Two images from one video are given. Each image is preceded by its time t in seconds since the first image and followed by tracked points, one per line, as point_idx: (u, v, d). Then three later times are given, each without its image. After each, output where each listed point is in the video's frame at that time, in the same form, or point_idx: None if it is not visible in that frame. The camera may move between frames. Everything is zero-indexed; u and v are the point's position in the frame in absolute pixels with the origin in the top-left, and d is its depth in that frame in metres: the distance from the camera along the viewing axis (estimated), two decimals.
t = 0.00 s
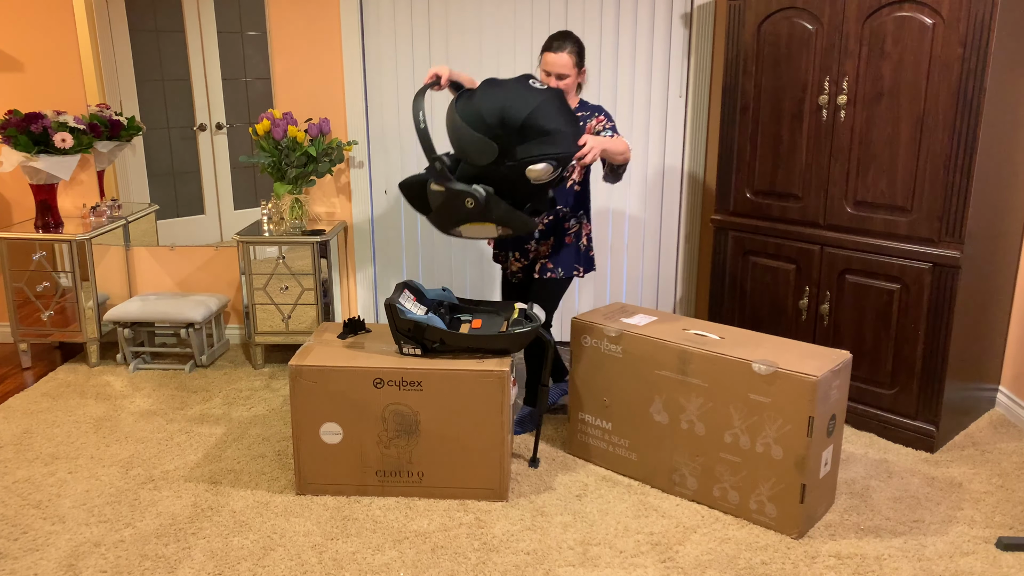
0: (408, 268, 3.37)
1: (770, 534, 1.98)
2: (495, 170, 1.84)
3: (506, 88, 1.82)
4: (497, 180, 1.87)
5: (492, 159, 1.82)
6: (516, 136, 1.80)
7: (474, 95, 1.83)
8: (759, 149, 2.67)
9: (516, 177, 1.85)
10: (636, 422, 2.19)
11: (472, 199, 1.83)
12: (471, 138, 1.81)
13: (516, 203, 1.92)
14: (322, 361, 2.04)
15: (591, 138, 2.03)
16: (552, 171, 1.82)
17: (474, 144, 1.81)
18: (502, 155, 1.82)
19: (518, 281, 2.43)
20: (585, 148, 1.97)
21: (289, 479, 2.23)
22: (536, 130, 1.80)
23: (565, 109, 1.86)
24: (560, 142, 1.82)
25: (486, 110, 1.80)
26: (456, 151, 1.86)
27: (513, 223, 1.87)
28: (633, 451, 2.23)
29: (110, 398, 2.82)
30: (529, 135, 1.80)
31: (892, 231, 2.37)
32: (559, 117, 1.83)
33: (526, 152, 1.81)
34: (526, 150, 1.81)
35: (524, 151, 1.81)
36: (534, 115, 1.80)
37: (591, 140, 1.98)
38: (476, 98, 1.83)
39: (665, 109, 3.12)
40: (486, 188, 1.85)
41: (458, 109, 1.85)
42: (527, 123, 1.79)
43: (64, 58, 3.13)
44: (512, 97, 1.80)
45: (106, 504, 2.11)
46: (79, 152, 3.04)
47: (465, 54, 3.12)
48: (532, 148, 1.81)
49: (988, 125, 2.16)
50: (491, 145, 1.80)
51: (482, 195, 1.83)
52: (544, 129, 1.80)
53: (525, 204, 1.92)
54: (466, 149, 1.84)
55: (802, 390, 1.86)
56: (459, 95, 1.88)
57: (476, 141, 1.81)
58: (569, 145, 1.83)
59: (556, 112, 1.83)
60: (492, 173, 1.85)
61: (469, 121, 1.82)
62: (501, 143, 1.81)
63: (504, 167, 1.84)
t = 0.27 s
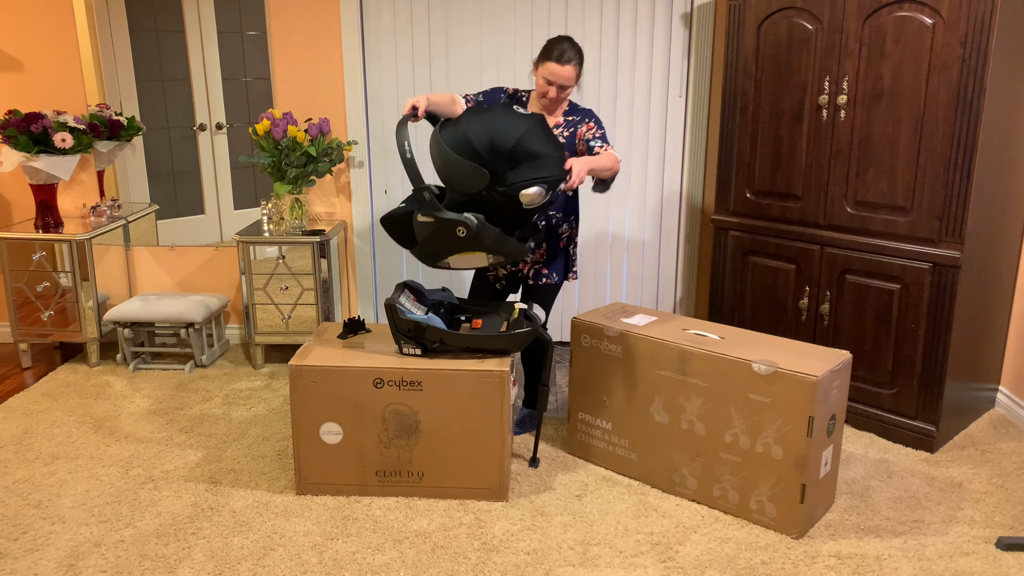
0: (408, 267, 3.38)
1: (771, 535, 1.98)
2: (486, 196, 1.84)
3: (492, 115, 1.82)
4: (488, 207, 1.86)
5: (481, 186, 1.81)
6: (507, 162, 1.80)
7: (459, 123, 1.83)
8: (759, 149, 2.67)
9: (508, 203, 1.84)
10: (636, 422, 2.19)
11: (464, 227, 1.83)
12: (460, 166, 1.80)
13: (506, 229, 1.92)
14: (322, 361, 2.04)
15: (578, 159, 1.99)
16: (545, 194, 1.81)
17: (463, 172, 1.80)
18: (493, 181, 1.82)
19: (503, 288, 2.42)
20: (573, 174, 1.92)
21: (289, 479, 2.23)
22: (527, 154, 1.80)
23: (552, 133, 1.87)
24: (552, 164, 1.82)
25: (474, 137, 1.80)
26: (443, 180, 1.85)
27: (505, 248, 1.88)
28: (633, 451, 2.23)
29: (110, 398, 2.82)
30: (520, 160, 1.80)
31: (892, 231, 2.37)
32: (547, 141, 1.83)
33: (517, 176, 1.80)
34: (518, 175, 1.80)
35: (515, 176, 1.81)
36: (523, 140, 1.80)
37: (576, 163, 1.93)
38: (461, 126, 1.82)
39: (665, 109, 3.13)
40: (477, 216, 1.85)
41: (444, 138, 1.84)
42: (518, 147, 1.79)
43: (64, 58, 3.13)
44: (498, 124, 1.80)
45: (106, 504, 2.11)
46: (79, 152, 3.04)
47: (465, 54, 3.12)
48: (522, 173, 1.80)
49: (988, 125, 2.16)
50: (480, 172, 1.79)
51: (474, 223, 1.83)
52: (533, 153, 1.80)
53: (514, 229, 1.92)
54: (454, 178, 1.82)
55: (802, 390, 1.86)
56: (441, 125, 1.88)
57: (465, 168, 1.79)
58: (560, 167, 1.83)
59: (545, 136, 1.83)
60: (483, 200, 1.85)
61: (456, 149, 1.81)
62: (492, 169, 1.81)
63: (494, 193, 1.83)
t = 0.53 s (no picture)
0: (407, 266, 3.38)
1: (771, 535, 1.98)
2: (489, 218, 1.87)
3: (497, 139, 1.85)
4: (490, 228, 1.91)
5: (486, 209, 1.85)
6: (512, 186, 1.84)
7: (463, 146, 1.85)
8: (759, 149, 2.67)
9: (511, 226, 1.89)
10: (636, 422, 2.19)
11: (467, 249, 1.90)
12: (466, 189, 1.83)
13: (505, 250, 1.98)
14: (322, 361, 2.04)
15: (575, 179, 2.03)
16: (549, 217, 1.87)
17: (469, 194, 1.83)
18: (498, 204, 1.86)
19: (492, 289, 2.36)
20: (573, 197, 1.98)
21: (289, 479, 2.23)
22: (532, 178, 1.84)
23: (552, 157, 1.92)
24: (555, 189, 1.87)
25: (480, 160, 1.83)
26: (446, 201, 1.87)
27: (505, 270, 1.96)
28: (633, 451, 2.23)
29: (110, 398, 2.82)
30: (524, 184, 1.84)
31: (892, 231, 2.37)
32: (550, 165, 1.88)
33: (522, 200, 1.85)
34: (523, 199, 1.85)
35: (520, 200, 1.85)
36: (528, 164, 1.84)
37: (575, 185, 1.99)
38: (466, 149, 1.85)
39: (665, 109, 3.13)
40: (479, 237, 1.92)
41: (447, 159, 1.86)
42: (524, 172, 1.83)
43: (64, 58, 3.13)
44: (503, 148, 1.84)
45: (106, 504, 2.11)
46: (79, 152, 3.04)
47: (465, 54, 3.12)
48: (526, 197, 1.85)
49: (988, 125, 2.16)
50: (486, 195, 1.82)
51: (477, 245, 1.91)
52: (537, 177, 1.85)
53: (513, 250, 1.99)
54: (458, 200, 1.85)
55: (802, 390, 1.86)
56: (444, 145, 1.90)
57: (470, 192, 1.83)
58: (561, 191, 1.89)
59: (547, 159, 1.88)
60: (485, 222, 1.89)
61: (461, 171, 1.83)
62: (497, 192, 1.84)
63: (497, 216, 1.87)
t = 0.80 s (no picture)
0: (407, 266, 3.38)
1: (770, 534, 1.98)
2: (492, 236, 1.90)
3: (499, 158, 1.89)
4: (492, 246, 1.94)
5: (489, 227, 1.87)
6: (514, 204, 1.88)
7: (466, 164, 1.89)
8: (759, 149, 2.67)
9: (514, 243, 1.92)
10: (636, 422, 2.19)
11: (470, 267, 1.94)
12: (469, 208, 1.85)
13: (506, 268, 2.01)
14: (322, 361, 2.04)
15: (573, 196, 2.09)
16: (549, 234, 1.91)
17: (473, 212, 1.85)
18: (500, 222, 1.89)
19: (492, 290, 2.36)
20: (572, 213, 2.04)
21: (289, 479, 2.23)
22: (534, 197, 1.89)
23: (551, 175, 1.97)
24: (556, 206, 1.91)
25: (483, 179, 1.86)
26: (449, 220, 1.90)
27: (507, 287, 1.99)
28: (633, 451, 2.23)
29: (110, 398, 2.82)
30: (527, 202, 1.88)
31: (893, 231, 2.37)
32: (551, 184, 1.92)
33: (525, 218, 1.89)
34: (526, 217, 1.89)
35: (523, 218, 1.88)
36: (530, 182, 1.88)
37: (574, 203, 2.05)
38: (469, 167, 1.88)
39: (665, 109, 3.13)
40: (481, 255, 1.95)
41: (450, 178, 1.89)
42: (526, 190, 1.88)
43: (64, 58, 3.13)
44: (506, 166, 1.88)
45: (106, 504, 2.11)
46: (79, 152, 3.04)
47: (465, 54, 3.12)
48: (529, 215, 1.89)
49: (988, 125, 2.16)
50: (490, 213, 1.85)
51: (480, 263, 1.94)
52: (539, 195, 1.89)
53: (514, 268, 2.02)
54: (461, 218, 1.87)
55: (802, 390, 1.86)
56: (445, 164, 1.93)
57: (474, 210, 1.85)
58: (562, 209, 1.94)
59: (548, 178, 1.93)
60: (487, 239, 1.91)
61: (464, 189, 1.86)
62: (500, 210, 1.88)
63: (500, 234, 1.90)
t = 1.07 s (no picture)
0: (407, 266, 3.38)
1: (771, 535, 1.98)
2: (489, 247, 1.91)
3: (494, 170, 1.89)
4: (489, 257, 1.94)
5: (486, 238, 1.87)
6: (510, 215, 1.88)
7: (462, 177, 1.89)
8: (759, 149, 2.68)
9: (511, 253, 1.93)
10: (636, 422, 2.19)
11: (468, 278, 1.93)
12: (466, 219, 1.85)
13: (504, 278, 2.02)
14: (322, 361, 2.04)
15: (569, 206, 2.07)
16: (546, 243, 1.92)
17: (469, 224, 1.85)
18: (497, 233, 1.89)
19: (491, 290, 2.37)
20: (568, 221, 2.01)
21: (289, 479, 2.23)
22: (530, 207, 1.89)
23: (546, 186, 1.98)
24: (551, 216, 1.92)
25: (479, 191, 1.86)
26: (446, 232, 1.89)
27: (506, 296, 2.00)
28: (633, 451, 2.23)
29: (110, 398, 2.82)
30: (523, 213, 1.89)
31: (893, 231, 2.37)
32: (546, 194, 1.93)
33: (521, 228, 1.89)
34: (522, 227, 1.89)
35: (520, 228, 1.89)
36: (526, 194, 1.88)
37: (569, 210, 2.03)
38: (464, 180, 1.89)
39: (665, 110, 3.13)
40: (479, 266, 1.95)
41: (445, 191, 1.89)
42: (522, 201, 1.88)
43: (64, 58, 3.13)
44: (502, 179, 1.88)
45: (106, 504, 2.11)
46: (79, 152, 3.04)
47: (465, 55, 3.12)
48: (525, 225, 1.89)
49: (988, 125, 2.16)
50: (487, 224, 1.85)
51: (479, 275, 1.94)
52: (535, 206, 1.89)
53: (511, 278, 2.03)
54: (457, 231, 1.87)
55: (802, 390, 1.86)
56: (440, 178, 1.93)
57: (471, 222, 1.85)
58: (557, 218, 1.95)
59: (542, 189, 1.93)
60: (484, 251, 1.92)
61: (461, 202, 1.87)
62: (496, 222, 1.88)
63: (496, 245, 1.90)
